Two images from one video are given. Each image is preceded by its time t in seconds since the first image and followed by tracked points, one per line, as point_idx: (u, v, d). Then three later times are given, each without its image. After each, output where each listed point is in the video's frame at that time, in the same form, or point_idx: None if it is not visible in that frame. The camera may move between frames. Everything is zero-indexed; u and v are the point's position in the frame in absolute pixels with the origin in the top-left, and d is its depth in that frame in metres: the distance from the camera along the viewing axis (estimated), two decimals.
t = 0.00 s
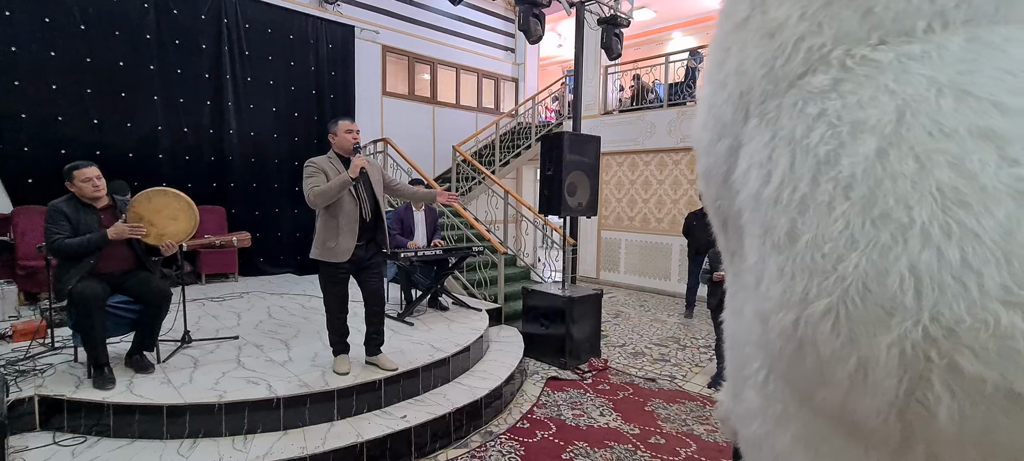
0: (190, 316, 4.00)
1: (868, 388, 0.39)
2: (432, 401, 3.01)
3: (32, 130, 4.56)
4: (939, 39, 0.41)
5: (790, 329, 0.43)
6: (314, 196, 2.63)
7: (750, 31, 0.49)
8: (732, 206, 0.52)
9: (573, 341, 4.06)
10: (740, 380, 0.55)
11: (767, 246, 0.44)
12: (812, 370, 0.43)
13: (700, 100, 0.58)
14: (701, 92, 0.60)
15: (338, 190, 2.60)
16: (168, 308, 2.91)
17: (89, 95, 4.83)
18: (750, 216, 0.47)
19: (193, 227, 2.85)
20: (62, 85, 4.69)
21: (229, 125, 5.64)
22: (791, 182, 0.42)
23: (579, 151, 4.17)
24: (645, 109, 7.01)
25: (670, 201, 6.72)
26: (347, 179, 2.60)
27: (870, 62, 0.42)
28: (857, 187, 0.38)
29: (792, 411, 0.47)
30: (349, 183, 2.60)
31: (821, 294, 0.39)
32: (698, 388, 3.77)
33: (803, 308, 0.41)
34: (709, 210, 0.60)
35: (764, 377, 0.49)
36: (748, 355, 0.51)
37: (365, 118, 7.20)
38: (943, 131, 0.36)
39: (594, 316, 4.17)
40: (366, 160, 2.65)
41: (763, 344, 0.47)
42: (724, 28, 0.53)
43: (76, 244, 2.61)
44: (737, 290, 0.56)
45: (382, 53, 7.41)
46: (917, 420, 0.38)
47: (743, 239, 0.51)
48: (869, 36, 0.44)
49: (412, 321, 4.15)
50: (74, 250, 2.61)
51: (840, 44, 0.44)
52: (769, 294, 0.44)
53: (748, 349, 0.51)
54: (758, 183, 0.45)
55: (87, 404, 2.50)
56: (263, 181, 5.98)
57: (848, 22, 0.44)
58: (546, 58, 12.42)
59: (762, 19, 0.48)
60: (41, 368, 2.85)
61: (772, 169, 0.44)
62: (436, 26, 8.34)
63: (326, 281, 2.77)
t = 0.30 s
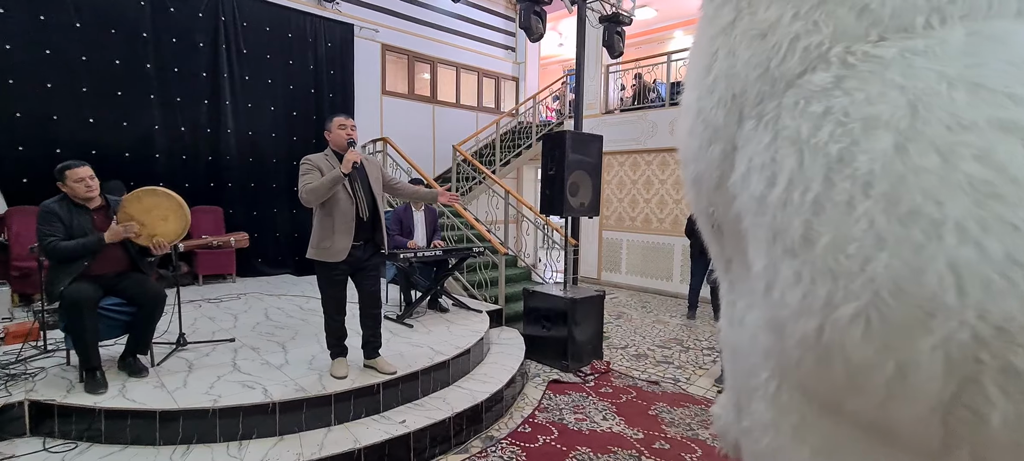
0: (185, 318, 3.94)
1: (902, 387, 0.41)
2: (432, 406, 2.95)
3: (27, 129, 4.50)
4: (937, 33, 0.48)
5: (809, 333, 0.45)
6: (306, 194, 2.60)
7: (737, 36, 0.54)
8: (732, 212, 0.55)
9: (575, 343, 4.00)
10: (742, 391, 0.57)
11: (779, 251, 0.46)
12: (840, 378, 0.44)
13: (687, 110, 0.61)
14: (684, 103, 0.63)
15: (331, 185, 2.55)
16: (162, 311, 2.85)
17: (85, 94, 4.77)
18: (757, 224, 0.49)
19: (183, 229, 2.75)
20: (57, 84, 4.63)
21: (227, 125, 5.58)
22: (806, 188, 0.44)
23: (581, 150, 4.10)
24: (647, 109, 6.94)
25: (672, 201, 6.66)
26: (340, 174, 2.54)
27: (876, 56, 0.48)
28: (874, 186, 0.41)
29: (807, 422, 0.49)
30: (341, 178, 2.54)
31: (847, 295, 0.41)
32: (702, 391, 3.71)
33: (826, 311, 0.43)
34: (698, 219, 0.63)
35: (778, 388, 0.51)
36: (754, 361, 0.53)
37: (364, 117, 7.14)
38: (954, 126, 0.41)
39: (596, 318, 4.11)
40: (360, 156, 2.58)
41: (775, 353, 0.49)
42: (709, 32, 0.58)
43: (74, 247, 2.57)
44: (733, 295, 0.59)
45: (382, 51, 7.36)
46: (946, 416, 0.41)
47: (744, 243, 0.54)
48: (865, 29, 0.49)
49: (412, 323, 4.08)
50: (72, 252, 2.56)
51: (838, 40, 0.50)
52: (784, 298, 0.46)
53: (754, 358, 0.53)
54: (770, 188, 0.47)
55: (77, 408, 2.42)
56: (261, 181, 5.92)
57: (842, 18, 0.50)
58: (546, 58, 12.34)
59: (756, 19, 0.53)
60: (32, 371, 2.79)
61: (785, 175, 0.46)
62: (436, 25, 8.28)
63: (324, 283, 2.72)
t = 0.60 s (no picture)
0: (180, 321, 3.88)
1: (997, 364, 0.36)
2: (431, 411, 2.89)
3: (21, 129, 4.44)
4: (996, 10, 0.42)
5: (874, 315, 0.39)
6: (298, 195, 2.55)
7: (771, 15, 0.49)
8: (759, 202, 0.49)
9: (577, 346, 3.93)
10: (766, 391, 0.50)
11: (830, 230, 0.40)
12: (914, 360, 0.39)
13: (699, 100, 0.56)
14: (695, 98, 0.58)
15: (323, 186, 2.50)
16: (155, 314, 2.79)
17: (80, 93, 4.71)
18: (799, 206, 0.43)
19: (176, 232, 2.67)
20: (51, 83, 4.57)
21: (224, 124, 5.51)
22: (865, 160, 0.39)
23: (583, 150, 4.04)
24: (648, 108, 6.88)
25: (673, 202, 6.61)
26: (332, 175, 2.48)
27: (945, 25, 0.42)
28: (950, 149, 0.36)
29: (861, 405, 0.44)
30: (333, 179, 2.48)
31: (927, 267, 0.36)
32: (705, 395, 3.65)
33: (899, 289, 0.37)
34: (712, 220, 0.57)
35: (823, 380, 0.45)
36: (788, 362, 0.47)
37: (363, 117, 7.09)
38: None
39: (598, 320, 4.05)
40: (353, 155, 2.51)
41: (826, 340, 0.43)
42: (726, 21, 0.53)
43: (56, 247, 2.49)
44: (751, 295, 0.53)
45: (381, 51, 7.30)
46: None
47: (773, 237, 0.48)
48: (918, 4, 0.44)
49: (411, 325, 4.03)
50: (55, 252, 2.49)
51: (888, 15, 0.44)
52: (841, 282, 0.40)
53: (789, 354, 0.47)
54: (817, 162, 0.42)
55: (67, 415, 2.37)
56: (259, 181, 5.85)
57: None
58: (546, 57, 12.28)
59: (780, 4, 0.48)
60: (22, 376, 2.74)
61: (839, 145, 0.41)
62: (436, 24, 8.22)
63: (320, 286, 2.66)
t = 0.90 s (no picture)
0: (176, 323, 3.83)
1: (852, 377, 0.34)
2: (430, 415, 2.84)
3: (16, 129, 4.38)
4: (915, 26, 0.36)
5: (782, 328, 0.38)
6: (292, 195, 2.50)
7: (744, 35, 0.48)
8: (731, 218, 0.48)
9: (578, 348, 3.88)
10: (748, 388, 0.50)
11: (762, 243, 0.41)
12: (801, 369, 0.38)
13: (702, 109, 0.56)
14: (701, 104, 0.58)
15: (316, 187, 2.45)
16: (150, 316, 2.74)
17: (76, 92, 4.65)
18: (745, 219, 0.44)
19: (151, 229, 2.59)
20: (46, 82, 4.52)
21: (222, 124, 5.46)
22: (783, 183, 0.39)
23: (584, 149, 3.98)
24: (649, 108, 6.83)
25: (675, 202, 6.56)
26: (325, 175, 2.44)
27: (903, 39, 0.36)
28: (836, 167, 0.35)
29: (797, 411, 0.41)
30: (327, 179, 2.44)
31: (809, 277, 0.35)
32: (708, 398, 3.59)
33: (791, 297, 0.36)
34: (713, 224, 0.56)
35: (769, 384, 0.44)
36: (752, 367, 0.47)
37: (363, 117, 7.04)
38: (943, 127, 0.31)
39: (599, 321, 3.99)
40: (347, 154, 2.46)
41: (760, 346, 0.43)
42: (722, 35, 0.53)
43: (44, 252, 2.43)
44: (735, 305, 0.51)
45: (381, 50, 7.25)
46: (928, 422, 0.31)
47: (735, 250, 0.48)
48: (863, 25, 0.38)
49: (410, 327, 3.97)
50: (40, 255, 2.43)
51: (821, 38, 0.40)
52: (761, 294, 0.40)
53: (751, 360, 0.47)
54: (757, 179, 0.42)
55: (58, 419, 2.31)
56: (256, 181, 5.79)
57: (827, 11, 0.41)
58: (547, 57, 12.24)
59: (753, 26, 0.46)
60: (13, 380, 2.69)
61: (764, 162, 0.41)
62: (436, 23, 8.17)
63: (315, 289, 2.60)
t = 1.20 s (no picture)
0: (173, 324, 3.81)
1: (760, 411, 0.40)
2: (429, 417, 2.82)
3: (13, 128, 4.36)
4: (834, 55, 0.38)
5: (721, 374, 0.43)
6: (289, 197, 2.47)
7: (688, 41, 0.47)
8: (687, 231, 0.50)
9: (578, 348, 3.85)
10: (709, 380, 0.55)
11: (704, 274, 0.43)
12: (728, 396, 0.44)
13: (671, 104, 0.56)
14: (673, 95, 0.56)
15: (313, 187, 2.43)
16: (142, 314, 2.71)
17: (73, 92, 4.63)
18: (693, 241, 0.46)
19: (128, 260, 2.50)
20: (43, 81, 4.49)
21: (220, 124, 5.44)
22: (718, 222, 0.41)
23: (584, 149, 3.96)
24: (649, 108, 6.81)
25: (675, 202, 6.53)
26: (322, 176, 2.42)
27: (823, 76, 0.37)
28: (746, 226, 0.38)
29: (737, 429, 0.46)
30: (323, 180, 2.42)
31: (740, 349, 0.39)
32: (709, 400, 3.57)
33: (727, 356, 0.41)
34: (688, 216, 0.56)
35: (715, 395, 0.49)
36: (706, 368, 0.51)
37: (362, 117, 7.02)
38: (854, 213, 0.34)
39: (600, 322, 3.97)
40: (344, 155, 2.45)
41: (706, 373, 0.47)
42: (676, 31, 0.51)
43: (33, 253, 2.41)
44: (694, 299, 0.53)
45: (380, 49, 7.23)
46: None
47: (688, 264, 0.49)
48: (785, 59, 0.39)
49: (409, 328, 3.95)
50: (30, 257, 2.41)
51: (748, 66, 0.41)
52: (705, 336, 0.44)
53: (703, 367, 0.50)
54: (701, 211, 0.44)
55: (53, 421, 2.29)
56: (255, 181, 5.77)
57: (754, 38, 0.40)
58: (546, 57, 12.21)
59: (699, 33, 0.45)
60: (8, 381, 2.67)
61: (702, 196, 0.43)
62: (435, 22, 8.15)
63: (312, 289, 2.58)
